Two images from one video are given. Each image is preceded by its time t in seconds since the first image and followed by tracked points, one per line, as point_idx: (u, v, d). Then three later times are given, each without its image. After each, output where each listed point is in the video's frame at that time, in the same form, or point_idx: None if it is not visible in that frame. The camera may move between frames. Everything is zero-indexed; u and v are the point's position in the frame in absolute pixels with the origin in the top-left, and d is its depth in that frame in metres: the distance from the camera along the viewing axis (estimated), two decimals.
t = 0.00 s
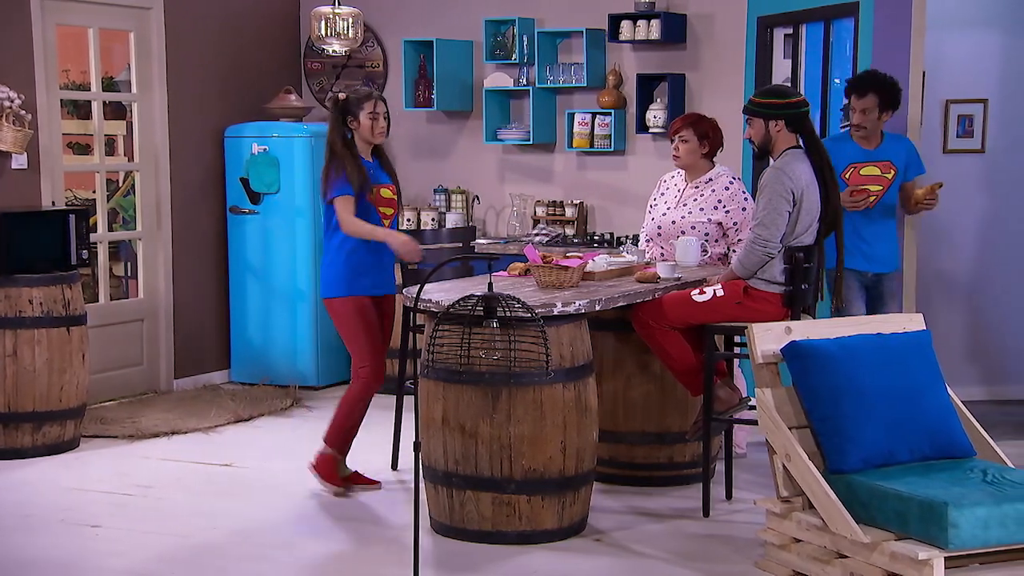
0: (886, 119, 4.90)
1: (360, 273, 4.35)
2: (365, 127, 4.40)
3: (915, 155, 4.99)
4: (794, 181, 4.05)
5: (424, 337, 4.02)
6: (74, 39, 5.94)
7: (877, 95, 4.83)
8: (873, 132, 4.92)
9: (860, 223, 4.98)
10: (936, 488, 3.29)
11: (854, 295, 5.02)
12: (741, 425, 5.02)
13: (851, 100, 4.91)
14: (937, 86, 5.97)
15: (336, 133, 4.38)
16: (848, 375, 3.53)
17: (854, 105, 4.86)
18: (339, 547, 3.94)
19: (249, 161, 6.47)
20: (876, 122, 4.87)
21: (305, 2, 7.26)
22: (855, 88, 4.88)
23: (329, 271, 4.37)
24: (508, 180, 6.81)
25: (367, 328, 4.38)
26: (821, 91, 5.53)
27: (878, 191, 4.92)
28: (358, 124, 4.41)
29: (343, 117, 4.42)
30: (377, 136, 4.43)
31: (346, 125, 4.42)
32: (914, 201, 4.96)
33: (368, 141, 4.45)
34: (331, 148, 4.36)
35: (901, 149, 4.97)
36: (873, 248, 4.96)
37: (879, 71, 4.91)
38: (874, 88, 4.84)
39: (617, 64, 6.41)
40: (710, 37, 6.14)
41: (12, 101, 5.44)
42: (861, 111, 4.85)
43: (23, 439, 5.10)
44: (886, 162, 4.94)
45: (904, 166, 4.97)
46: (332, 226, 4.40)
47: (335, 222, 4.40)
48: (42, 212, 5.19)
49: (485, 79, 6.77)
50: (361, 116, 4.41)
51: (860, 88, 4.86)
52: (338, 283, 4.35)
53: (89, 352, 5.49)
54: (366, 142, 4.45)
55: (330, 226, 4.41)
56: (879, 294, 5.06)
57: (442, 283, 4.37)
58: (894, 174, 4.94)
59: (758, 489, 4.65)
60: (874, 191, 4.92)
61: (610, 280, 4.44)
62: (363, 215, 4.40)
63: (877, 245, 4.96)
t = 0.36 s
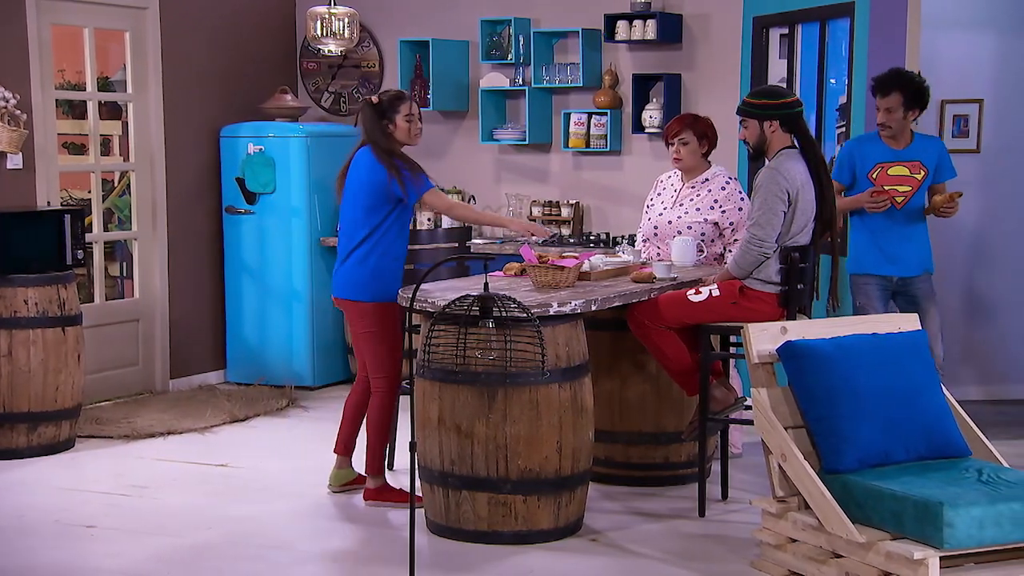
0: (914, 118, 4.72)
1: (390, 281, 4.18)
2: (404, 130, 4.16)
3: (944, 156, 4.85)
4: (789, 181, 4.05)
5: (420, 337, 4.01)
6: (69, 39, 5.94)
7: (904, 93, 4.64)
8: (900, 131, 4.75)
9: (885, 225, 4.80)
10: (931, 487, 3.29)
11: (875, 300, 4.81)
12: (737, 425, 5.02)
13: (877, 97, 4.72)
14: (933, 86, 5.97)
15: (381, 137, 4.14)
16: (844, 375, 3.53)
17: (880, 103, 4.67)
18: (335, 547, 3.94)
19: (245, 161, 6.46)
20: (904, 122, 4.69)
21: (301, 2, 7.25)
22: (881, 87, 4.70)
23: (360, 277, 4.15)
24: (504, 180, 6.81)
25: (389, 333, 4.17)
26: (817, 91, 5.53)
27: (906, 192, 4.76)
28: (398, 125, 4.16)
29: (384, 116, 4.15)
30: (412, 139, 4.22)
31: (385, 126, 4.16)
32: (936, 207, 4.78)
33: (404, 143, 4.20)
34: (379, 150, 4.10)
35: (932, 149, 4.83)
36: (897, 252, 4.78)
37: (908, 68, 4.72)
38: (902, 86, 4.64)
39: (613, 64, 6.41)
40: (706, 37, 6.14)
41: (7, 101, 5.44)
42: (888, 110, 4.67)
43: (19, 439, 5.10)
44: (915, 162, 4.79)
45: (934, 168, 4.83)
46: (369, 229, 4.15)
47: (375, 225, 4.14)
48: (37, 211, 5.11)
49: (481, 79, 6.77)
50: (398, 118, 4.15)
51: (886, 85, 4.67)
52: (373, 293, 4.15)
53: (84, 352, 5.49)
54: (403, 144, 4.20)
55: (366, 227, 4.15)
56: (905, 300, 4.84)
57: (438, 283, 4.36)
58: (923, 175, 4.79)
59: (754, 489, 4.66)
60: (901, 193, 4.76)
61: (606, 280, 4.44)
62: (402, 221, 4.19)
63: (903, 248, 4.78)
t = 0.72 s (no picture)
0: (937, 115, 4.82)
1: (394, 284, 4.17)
2: (414, 133, 4.19)
3: (970, 157, 4.90)
4: (776, 182, 4.08)
5: (409, 337, 4.01)
6: (57, 39, 5.92)
7: (926, 88, 4.76)
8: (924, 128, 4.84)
9: (903, 225, 4.88)
10: (919, 486, 3.30)
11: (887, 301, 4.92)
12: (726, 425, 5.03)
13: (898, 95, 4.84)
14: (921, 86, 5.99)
15: (397, 137, 4.10)
16: (832, 375, 3.54)
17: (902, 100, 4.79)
18: (324, 547, 3.94)
19: (234, 161, 6.45)
20: (926, 118, 4.79)
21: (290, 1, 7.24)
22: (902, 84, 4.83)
23: (367, 280, 4.12)
24: (494, 180, 6.81)
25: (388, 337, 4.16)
26: (805, 91, 5.54)
27: (925, 189, 4.85)
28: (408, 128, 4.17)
29: (396, 118, 4.14)
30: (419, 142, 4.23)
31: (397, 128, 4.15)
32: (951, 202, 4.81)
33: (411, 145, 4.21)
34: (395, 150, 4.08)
35: (956, 150, 4.89)
36: (912, 253, 4.87)
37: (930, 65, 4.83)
38: (922, 82, 4.76)
39: (603, 64, 6.42)
40: (696, 37, 6.15)
41: None
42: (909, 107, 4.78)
43: (7, 441, 5.08)
44: (937, 160, 4.86)
45: (956, 169, 4.89)
46: (377, 233, 4.12)
47: (384, 228, 4.12)
48: (25, 213, 5.09)
49: (471, 79, 6.77)
50: (410, 121, 4.17)
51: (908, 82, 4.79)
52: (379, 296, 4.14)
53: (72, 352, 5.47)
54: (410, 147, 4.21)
55: (374, 230, 4.12)
56: (917, 302, 4.95)
57: (428, 283, 4.37)
58: (944, 174, 4.86)
59: (743, 488, 4.66)
60: (919, 189, 4.85)
61: (596, 280, 4.45)
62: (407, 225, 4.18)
63: (918, 250, 4.87)
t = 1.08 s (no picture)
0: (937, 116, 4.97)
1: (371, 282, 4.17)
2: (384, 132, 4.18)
3: (965, 157, 5.01)
4: (749, 181, 4.09)
5: (395, 338, 4.01)
6: (41, 39, 5.90)
7: (936, 90, 4.91)
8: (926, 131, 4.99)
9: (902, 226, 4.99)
10: (904, 486, 3.32)
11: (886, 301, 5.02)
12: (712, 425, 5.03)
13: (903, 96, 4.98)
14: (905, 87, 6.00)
15: (369, 136, 4.10)
16: (817, 375, 3.55)
17: (914, 100, 4.93)
18: (309, 548, 3.93)
19: (219, 161, 6.44)
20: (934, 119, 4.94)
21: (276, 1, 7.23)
22: (907, 85, 4.97)
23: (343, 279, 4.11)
24: (480, 181, 6.81)
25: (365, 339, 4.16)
26: (791, 92, 5.56)
27: (924, 191, 4.97)
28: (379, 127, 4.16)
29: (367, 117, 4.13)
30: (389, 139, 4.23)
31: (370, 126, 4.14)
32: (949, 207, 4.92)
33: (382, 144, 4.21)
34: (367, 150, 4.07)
35: (952, 151, 5.00)
36: (911, 255, 4.98)
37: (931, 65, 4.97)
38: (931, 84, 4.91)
39: (588, 64, 6.42)
40: (682, 37, 6.16)
41: None
42: (919, 107, 4.93)
43: None
44: (935, 161, 4.98)
45: (952, 170, 5.00)
46: (352, 232, 4.12)
47: (357, 228, 4.11)
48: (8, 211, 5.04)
49: (457, 79, 6.76)
50: (380, 118, 4.16)
51: (917, 81, 4.93)
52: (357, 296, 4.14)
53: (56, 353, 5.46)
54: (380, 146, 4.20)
55: (348, 230, 4.11)
56: (914, 303, 5.08)
57: (414, 283, 4.37)
58: (942, 176, 4.98)
59: (728, 488, 4.67)
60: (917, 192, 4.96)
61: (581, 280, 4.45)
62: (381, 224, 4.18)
63: (917, 251, 4.98)
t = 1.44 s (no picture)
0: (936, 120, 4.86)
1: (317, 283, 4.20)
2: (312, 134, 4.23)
3: (957, 158, 4.96)
4: (720, 178, 4.14)
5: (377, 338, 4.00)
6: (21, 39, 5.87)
7: (944, 93, 4.81)
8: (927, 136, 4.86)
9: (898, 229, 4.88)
10: (885, 485, 3.33)
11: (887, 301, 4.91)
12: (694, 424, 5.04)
13: (913, 100, 4.80)
14: (886, 87, 6.02)
15: (297, 137, 4.15)
16: (799, 374, 3.56)
17: (931, 103, 4.77)
18: (290, 550, 3.92)
19: (201, 161, 6.42)
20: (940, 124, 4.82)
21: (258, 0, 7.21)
22: (916, 88, 4.81)
23: (289, 282, 4.13)
24: (463, 181, 6.81)
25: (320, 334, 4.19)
26: (772, 93, 5.58)
27: (926, 198, 4.87)
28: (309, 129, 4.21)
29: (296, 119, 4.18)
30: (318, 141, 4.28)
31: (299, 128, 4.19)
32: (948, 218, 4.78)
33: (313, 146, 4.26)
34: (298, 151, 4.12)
35: (946, 152, 4.93)
36: (910, 257, 4.88)
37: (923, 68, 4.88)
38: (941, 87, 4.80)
39: (571, 64, 6.43)
40: (664, 37, 6.17)
41: None
42: (935, 109, 4.78)
43: None
44: (934, 167, 4.88)
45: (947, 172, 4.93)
46: (293, 234, 4.15)
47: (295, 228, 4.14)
48: None
49: (439, 79, 6.76)
50: (309, 120, 4.22)
51: (930, 83, 4.79)
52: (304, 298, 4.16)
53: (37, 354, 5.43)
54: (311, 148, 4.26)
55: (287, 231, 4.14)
56: (908, 305, 5.00)
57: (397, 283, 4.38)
58: (940, 180, 4.90)
59: (711, 488, 4.69)
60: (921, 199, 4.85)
61: (564, 280, 4.46)
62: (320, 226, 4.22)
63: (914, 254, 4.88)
